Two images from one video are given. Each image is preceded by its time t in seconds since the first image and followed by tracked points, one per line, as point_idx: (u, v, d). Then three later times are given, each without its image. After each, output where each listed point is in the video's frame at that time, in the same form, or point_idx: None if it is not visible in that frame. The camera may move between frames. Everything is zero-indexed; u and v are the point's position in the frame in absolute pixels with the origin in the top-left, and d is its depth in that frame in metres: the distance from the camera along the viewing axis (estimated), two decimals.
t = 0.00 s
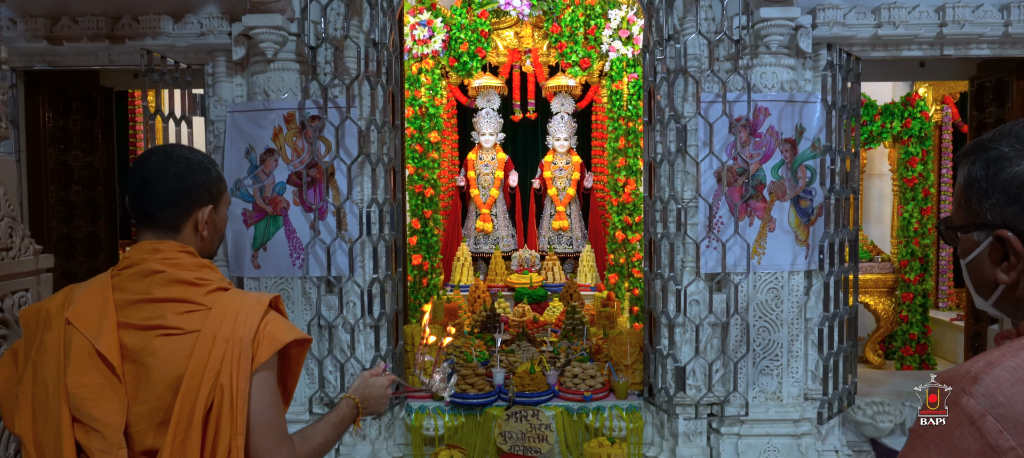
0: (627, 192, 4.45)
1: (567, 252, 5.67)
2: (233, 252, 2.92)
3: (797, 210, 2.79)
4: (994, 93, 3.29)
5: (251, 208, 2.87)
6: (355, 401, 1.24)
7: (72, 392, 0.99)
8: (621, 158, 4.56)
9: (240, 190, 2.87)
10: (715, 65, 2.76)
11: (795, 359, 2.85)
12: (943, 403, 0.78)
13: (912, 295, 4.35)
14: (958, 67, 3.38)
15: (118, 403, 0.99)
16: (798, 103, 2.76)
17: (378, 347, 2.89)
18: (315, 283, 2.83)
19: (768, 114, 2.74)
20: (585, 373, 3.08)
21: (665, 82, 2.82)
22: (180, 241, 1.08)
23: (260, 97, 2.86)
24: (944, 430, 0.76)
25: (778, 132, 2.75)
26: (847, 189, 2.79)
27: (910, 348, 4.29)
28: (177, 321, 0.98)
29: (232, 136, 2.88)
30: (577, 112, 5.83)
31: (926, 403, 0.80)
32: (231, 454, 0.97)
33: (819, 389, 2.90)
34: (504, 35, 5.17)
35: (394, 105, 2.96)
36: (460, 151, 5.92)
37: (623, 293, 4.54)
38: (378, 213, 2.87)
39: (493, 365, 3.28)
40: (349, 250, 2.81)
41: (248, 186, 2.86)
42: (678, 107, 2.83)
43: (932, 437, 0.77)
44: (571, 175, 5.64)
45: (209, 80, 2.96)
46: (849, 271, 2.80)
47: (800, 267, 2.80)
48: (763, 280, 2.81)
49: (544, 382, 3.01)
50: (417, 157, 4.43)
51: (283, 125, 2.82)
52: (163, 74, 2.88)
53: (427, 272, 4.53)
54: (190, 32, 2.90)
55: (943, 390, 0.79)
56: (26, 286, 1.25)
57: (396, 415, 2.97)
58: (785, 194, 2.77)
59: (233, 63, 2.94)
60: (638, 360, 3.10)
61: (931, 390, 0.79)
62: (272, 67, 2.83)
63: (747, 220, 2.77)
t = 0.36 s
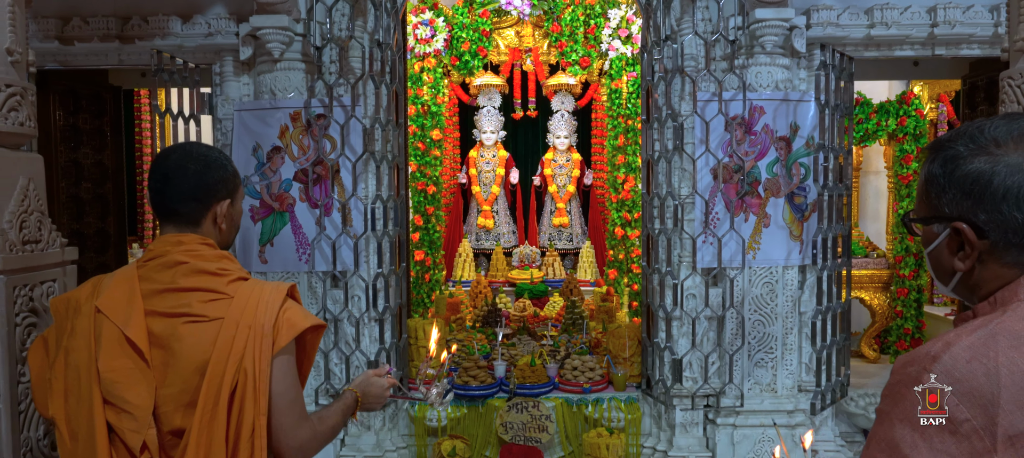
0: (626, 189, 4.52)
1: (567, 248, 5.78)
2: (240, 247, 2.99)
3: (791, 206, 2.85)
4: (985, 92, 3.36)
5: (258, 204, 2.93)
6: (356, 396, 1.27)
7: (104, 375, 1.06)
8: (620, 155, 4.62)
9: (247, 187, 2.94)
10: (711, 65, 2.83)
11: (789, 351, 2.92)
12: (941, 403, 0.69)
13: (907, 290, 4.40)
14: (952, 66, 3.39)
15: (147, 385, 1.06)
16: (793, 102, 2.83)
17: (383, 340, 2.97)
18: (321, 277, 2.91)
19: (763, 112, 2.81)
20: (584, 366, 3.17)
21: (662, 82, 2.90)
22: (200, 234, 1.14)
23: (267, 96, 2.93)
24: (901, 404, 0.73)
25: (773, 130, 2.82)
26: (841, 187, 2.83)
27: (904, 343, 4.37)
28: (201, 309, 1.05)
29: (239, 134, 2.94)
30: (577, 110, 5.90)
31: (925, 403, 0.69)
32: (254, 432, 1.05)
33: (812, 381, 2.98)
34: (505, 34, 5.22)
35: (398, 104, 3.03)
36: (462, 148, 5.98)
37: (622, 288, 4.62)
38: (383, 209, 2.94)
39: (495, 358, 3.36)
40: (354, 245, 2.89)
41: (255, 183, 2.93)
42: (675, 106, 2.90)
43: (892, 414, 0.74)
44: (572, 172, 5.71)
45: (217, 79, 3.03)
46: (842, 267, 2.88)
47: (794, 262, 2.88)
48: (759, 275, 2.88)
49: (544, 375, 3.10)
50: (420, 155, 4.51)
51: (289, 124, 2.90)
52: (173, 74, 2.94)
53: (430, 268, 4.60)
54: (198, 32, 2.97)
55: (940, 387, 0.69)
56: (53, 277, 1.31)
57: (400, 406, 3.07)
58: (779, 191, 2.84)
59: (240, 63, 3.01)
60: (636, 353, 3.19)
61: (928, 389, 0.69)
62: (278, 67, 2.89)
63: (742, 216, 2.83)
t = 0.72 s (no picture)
0: (625, 185, 4.59)
1: (567, 244, 5.85)
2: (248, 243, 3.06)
3: (786, 202, 2.92)
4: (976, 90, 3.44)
5: (266, 200, 3.00)
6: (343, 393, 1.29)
7: (136, 361, 1.13)
8: (620, 152, 4.67)
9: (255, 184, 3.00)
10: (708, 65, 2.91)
11: (783, 344, 3.01)
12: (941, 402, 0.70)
13: (899, 284, 4.43)
14: (943, 64, 3.48)
15: (178, 370, 1.13)
16: (788, 101, 2.90)
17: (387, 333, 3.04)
18: (328, 272, 2.98)
19: (758, 111, 2.88)
20: (584, 358, 3.25)
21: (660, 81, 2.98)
22: (225, 228, 1.21)
23: (274, 95, 3.00)
24: (877, 382, 0.75)
25: (768, 128, 2.88)
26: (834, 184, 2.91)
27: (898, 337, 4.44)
28: (229, 299, 1.13)
29: (248, 132, 3.01)
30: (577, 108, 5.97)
31: (925, 403, 0.70)
32: (279, 414, 1.13)
33: (806, 373, 3.05)
34: (506, 33, 5.29)
35: (402, 103, 3.10)
36: (463, 145, 6.06)
37: (621, 283, 4.69)
38: (387, 205, 3.01)
39: (497, 351, 3.43)
40: (360, 240, 2.96)
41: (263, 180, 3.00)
42: (673, 104, 2.97)
43: (869, 392, 0.75)
44: (571, 169, 5.78)
45: (225, 78, 3.10)
46: (835, 262, 2.95)
47: (788, 257, 2.95)
48: (754, 270, 2.95)
49: (545, 368, 3.17)
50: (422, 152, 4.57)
51: (296, 122, 2.96)
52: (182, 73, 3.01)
53: (431, 264, 4.67)
54: (207, 32, 3.03)
55: (939, 386, 0.70)
56: (82, 269, 1.37)
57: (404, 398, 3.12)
58: (775, 187, 2.91)
59: (248, 63, 3.07)
60: (635, 345, 3.27)
61: (928, 388, 0.70)
62: (286, 66, 2.96)
63: (738, 212, 2.90)
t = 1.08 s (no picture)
0: (623, 182, 4.66)
1: (567, 240, 5.91)
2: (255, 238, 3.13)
3: (781, 198, 2.99)
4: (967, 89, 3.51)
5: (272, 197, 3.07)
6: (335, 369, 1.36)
7: (162, 348, 1.21)
8: (619, 149, 4.74)
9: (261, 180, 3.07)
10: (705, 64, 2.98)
11: (778, 337, 3.08)
12: (940, 402, 0.75)
13: (893, 280, 4.46)
14: (937, 63, 3.51)
15: (202, 357, 1.21)
16: (782, 99, 2.96)
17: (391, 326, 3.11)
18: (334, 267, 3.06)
19: (754, 108, 2.95)
20: (583, 351, 3.30)
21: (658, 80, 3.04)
22: (245, 222, 1.28)
23: (281, 93, 3.07)
24: (849, 363, 0.81)
25: (763, 125, 2.95)
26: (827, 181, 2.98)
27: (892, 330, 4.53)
28: (251, 288, 1.20)
29: (254, 130, 3.08)
30: (577, 105, 6.03)
31: (926, 402, 0.75)
32: (298, 396, 1.21)
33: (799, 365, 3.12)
34: (507, 31, 5.37)
35: (406, 101, 3.16)
36: (464, 142, 6.13)
37: (620, 278, 4.76)
38: (391, 201, 3.08)
39: (498, 343, 3.50)
40: (365, 236, 3.04)
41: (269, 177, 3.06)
42: (670, 103, 3.04)
43: (842, 372, 0.82)
44: (571, 166, 5.86)
45: (232, 77, 3.16)
46: (828, 257, 3.02)
47: (783, 252, 3.02)
48: (748, 264, 3.03)
49: (545, 360, 3.25)
50: (424, 148, 4.63)
51: (302, 120, 3.02)
52: (191, 73, 3.07)
53: (433, 259, 4.74)
54: (214, 32, 3.11)
55: (938, 386, 0.75)
56: (106, 261, 1.45)
57: (408, 390, 3.19)
58: (769, 183, 2.98)
59: (254, 62, 3.14)
60: (633, 338, 3.35)
61: (929, 389, 0.75)
62: (291, 65, 3.03)
63: (734, 207, 2.98)
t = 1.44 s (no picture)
0: (622, 178, 4.72)
1: (566, 235, 6.00)
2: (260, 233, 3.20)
3: (775, 194, 3.05)
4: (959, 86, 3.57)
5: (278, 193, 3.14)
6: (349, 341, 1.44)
7: (181, 334, 1.27)
8: (618, 145, 4.81)
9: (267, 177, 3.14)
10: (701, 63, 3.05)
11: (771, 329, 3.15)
12: (939, 401, 0.81)
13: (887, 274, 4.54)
14: (931, 62, 3.56)
15: (219, 342, 1.28)
16: (776, 97, 3.02)
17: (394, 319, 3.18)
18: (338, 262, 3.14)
19: (749, 106, 3.00)
20: (582, 343, 3.37)
21: (654, 78, 3.11)
22: (257, 215, 1.34)
23: (286, 91, 3.13)
24: (821, 344, 0.88)
25: (758, 123, 3.01)
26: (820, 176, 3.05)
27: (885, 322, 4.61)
28: (265, 278, 1.28)
29: (260, 127, 3.15)
30: (577, 102, 6.09)
31: (926, 403, 0.81)
32: (310, 379, 1.29)
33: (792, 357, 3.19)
34: (507, 29, 5.44)
35: (408, 98, 3.23)
36: (465, 139, 6.20)
37: (618, 273, 4.82)
38: (394, 196, 3.15)
39: (498, 336, 3.58)
40: (368, 231, 3.12)
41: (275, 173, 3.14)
42: (667, 101, 3.10)
43: (815, 352, 0.89)
44: (570, 162, 5.93)
45: (237, 75, 3.22)
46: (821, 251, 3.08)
47: (776, 246, 3.08)
48: (743, 259, 3.10)
49: (544, 352, 3.32)
50: (426, 145, 4.69)
51: (307, 117, 3.09)
52: (198, 71, 3.14)
53: (434, 254, 4.81)
54: (220, 31, 3.17)
55: (939, 386, 0.81)
56: (124, 253, 1.52)
57: (410, 381, 3.29)
58: (764, 179, 3.04)
59: (259, 60, 3.21)
60: (630, 331, 3.42)
61: (928, 389, 0.81)
62: (297, 64, 3.10)
63: (729, 203, 3.04)
